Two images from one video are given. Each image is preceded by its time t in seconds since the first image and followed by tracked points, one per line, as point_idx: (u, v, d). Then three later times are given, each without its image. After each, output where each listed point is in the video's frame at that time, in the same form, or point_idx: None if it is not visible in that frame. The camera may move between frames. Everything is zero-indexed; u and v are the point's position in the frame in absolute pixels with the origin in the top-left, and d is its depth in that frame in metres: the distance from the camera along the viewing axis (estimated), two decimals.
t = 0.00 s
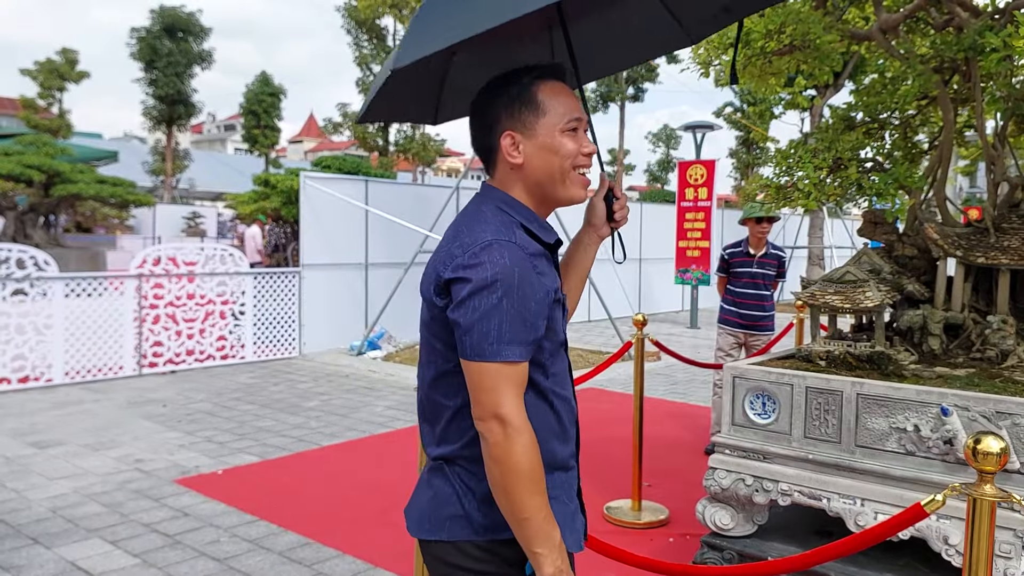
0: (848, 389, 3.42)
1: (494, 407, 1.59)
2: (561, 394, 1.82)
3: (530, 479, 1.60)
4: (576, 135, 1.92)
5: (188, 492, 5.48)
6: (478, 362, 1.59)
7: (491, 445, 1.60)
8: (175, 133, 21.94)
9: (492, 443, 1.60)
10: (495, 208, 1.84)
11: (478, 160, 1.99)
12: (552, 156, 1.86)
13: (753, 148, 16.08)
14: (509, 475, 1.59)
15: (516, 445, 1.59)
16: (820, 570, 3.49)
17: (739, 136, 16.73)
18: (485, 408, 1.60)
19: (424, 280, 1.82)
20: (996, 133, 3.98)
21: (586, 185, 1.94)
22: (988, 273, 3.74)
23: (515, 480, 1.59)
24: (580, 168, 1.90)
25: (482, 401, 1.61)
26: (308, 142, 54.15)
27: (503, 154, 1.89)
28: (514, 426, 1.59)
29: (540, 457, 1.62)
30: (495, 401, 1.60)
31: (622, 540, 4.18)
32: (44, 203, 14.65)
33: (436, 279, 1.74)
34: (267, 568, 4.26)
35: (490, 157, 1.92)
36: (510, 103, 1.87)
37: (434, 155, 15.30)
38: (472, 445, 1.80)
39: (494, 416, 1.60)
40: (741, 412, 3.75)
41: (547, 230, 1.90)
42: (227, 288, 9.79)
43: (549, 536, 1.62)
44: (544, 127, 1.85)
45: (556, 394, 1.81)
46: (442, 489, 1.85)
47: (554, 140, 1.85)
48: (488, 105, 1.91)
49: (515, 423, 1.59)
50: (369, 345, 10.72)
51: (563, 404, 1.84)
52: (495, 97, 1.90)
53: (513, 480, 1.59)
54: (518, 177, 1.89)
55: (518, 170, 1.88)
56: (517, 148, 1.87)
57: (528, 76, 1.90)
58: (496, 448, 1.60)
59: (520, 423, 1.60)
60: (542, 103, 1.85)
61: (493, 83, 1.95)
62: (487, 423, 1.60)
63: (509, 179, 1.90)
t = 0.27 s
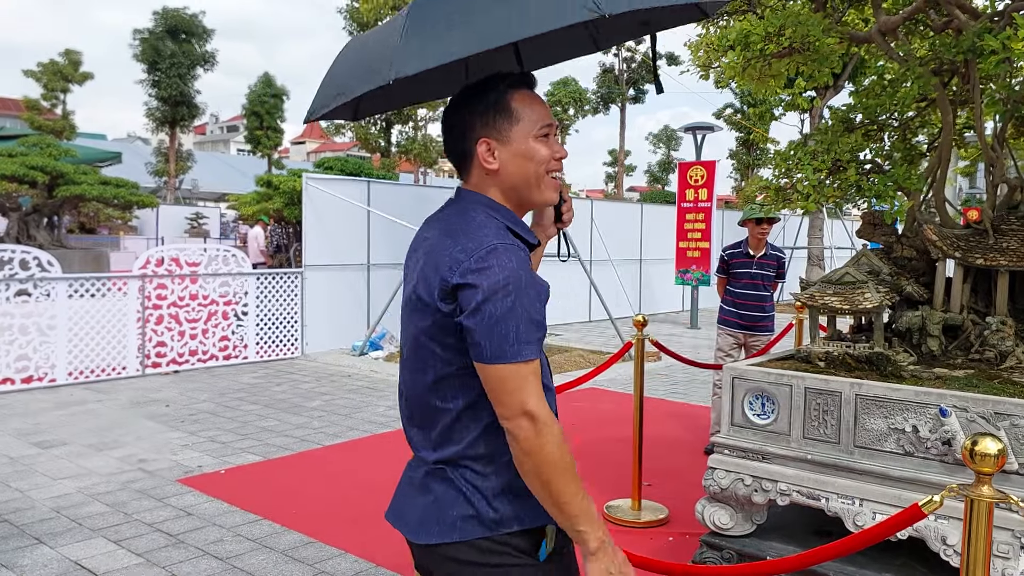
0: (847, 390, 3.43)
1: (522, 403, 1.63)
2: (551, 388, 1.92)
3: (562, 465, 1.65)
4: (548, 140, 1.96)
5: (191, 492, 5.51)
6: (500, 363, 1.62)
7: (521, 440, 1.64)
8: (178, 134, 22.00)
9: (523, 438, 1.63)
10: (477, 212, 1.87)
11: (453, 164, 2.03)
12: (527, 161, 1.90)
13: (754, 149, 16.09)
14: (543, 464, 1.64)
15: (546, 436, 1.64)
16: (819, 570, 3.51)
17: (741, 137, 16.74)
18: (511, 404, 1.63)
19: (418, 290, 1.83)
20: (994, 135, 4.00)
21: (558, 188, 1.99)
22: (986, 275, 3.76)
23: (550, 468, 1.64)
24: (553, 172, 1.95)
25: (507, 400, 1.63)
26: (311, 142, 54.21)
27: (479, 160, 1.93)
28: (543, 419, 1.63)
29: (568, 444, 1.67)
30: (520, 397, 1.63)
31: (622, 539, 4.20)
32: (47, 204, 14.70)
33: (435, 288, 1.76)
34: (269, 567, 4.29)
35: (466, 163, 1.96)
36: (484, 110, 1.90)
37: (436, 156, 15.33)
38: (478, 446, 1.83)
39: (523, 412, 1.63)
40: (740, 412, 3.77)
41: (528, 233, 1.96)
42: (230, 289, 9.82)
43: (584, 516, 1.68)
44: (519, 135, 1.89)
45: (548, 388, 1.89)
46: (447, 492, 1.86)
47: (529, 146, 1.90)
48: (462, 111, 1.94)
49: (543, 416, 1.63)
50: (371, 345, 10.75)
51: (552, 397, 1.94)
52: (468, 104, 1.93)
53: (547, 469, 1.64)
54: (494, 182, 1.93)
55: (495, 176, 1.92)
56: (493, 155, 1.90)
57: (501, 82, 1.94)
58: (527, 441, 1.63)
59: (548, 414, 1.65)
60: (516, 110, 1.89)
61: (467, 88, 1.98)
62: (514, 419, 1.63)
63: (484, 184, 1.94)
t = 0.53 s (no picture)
0: (844, 390, 3.44)
1: (635, 340, 1.72)
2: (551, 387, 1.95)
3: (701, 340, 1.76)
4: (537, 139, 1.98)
5: (192, 492, 5.53)
6: (600, 325, 1.70)
7: (661, 356, 1.74)
8: (180, 135, 22.08)
9: (658, 354, 1.73)
10: (474, 211, 1.87)
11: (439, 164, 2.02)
12: (519, 161, 1.91)
13: (754, 149, 16.13)
14: (689, 352, 1.74)
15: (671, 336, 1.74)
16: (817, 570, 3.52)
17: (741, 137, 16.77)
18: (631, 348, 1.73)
19: (435, 295, 1.78)
20: (990, 136, 4.02)
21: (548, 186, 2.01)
22: (983, 275, 3.78)
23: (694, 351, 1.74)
24: (545, 171, 1.97)
25: (623, 349, 1.72)
26: (313, 143, 54.33)
27: (471, 162, 1.93)
28: (659, 329, 1.72)
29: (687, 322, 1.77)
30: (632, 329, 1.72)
31: (621, 539, 4.21)
32: (51, 205, 14.77)
33: (463, 292, 1.74)
34: (270, 567, 4.31)
35: (457, 164, 1.95)
36: (475, 110, 1.90)
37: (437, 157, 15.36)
38: (497, 445, 1.78)
39: (640, 344, 1.72)
40: (738, 412, 3.78)
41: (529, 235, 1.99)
42: (233, 290, 9.83)
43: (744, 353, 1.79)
44: (512, 135, 1.90)
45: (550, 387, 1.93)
46: (463, 498, 1.80)
47: (522, 147, 1.91)
48: (452, 113, 1.93)
49: (655, 327, 1.73)
50: (372, 345, 10.78)
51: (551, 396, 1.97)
52: (458, 105, 1.93)
53: (695, 353, 1.74)
54: (489, 183, 1.93)
55: (487, 177, 1.92)
56: (485, 156, 1.91)
57: (489, 82, 1.94)
58: (664, 355, 1.74)
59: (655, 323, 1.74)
60: (508, 111, 1.90)
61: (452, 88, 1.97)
62: (644, 348, 1.73)
63: (476, 186, 1.94)
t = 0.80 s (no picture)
0: (843, 392, 3.42)
1: (678, 237, 1.66)
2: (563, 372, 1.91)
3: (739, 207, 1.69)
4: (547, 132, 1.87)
5: (191, 493, 5.52)
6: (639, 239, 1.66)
7: (710, 239, 1.67)
8: (181, 136, 22.09)
9: (706, 238, 1.67)
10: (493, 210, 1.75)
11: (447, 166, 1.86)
12: (539, 161, 1.80)
13: (755, 149, 16.11)
14: (734, 222, 1.67)
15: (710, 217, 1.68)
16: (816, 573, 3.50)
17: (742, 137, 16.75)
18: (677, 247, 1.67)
19: (474, 297, 1.66)
20: (990, 136, 4.00)
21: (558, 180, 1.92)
22: (983, 276, 3.75)
23: (736, 217, 1.67)
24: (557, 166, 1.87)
25: (671, 251, 1.66)
26: (313, 143, 54.35)
27: (489, 163, 1.79)
28: (692, 215, 1.66)
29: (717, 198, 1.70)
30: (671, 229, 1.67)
31: (621, 540, 4.20)
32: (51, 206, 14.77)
33: (512, 289, 1.64)
34: (268, 569, 4.30)
35: (473, 167, 1.80)
36: (493, 107, 1.76)
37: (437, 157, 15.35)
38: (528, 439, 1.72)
39: (684, 240, 1.67)
40: (736, 414, 3.77)
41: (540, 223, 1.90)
42: (233, 290, 9.84)
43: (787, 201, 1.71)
44: (531, 132, 1.78)
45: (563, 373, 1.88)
46: (496, 501, 1.71)
47: (541, 145, 1.79)
48: (468, 110, 1.77)
49: (688, 214, 1.67)
50: (372, 346, 10.76)
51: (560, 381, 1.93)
52: (474, 102, 1.77)
53: (740, 219, 1.67)
54: (506, 185, 1.81)
55: (506, 180, 1.79)
56: (504, 156, 1.78)
57: (499, 74, 1.80)
58: (712, 239, 1.67)
59: (687, 213, 1.68)
60: (526, 108, 1.78)
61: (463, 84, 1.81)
62: (690, 241, 1.67)
63: (493, 190, 1.80)
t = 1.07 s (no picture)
0: (843, 394, 3.39)
1: (695, 198, 1.69)
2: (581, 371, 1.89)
3: (750, 155, 1.70)
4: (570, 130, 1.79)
5: (188, 495, 5.49)
6: (658, 205, 1.68)
7: (727, 192, 1.70)
8: (181, 136, 22.04)
9: (722, 191, 1.69)
10: (521, 216, 1.68)
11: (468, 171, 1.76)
12: (564, 161, 1.71)
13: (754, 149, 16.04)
14: (747, 171, 1.69)
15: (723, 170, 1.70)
16: None
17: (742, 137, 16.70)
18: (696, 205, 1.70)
19: (514, 306, 1.59)
20: (991, 136, 3.96)
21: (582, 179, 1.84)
22: (984, 277, 3.72)
23: (749, 167, 1.69)
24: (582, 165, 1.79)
25: (690, 212, 1.69)
26: (313, 143, 54.29)
27: (514, 166, 1.69)
28: (704, 173, 1.68)
29: (725, 151, 1.72)
30: (687, 190, 1.70)
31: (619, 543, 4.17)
32: (50, 206, 14.72)
33: (556, 295, 1.60)
34: (264, 572, 4.26)
35: (497, 171, 1.70)
36: (518, 107, 1.67)
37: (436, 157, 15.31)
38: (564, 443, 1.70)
39: (700, 199, 1.70)
40: (736, 416, 3.73)
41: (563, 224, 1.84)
42: (231, 290, 9.81)
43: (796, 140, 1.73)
44: (557, 132, 1.70)
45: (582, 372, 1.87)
46: (534, 510, 1.68)
47: (567, 146, 1.71)
48: (493, 111, 1.68)
49: (700, 173, 1.69)
50: (371, 346, 10.73)
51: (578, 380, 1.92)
52: (498, 102, 1.68)
53: (752, 168, 1.69)
54: (533, 189, 1.72)
55: (531, 183, 1.70)
56: (530, 159, 1.69)
57: (519, 73, 1.72)
58: (729, 191, 1.70)
59: (698, 172, 1.70)
60: (551, 107, 1.69)
61: (486, 84, 1.72)
62: (708, 198, 1.70)
63: (516, 193, 1.71)
